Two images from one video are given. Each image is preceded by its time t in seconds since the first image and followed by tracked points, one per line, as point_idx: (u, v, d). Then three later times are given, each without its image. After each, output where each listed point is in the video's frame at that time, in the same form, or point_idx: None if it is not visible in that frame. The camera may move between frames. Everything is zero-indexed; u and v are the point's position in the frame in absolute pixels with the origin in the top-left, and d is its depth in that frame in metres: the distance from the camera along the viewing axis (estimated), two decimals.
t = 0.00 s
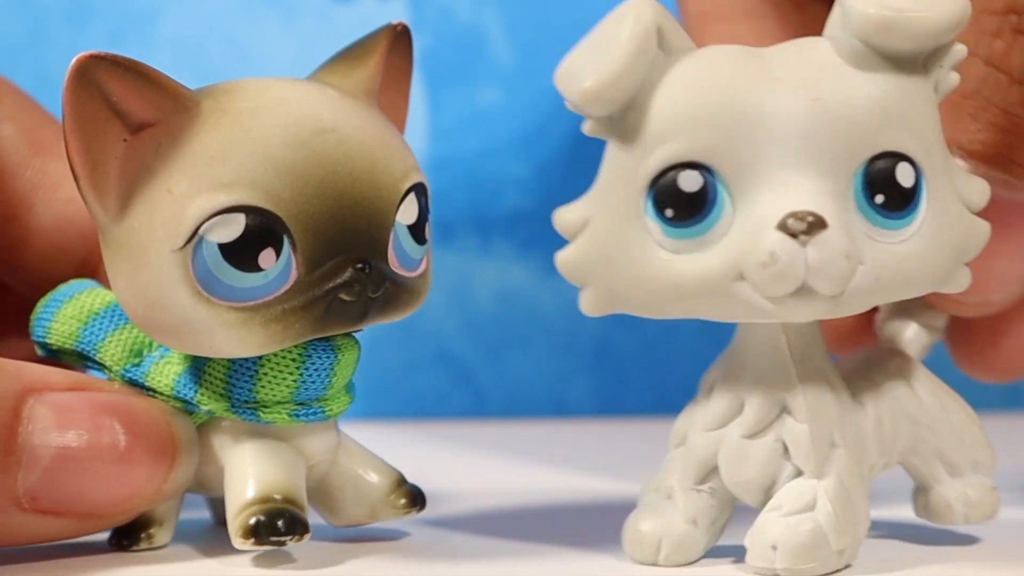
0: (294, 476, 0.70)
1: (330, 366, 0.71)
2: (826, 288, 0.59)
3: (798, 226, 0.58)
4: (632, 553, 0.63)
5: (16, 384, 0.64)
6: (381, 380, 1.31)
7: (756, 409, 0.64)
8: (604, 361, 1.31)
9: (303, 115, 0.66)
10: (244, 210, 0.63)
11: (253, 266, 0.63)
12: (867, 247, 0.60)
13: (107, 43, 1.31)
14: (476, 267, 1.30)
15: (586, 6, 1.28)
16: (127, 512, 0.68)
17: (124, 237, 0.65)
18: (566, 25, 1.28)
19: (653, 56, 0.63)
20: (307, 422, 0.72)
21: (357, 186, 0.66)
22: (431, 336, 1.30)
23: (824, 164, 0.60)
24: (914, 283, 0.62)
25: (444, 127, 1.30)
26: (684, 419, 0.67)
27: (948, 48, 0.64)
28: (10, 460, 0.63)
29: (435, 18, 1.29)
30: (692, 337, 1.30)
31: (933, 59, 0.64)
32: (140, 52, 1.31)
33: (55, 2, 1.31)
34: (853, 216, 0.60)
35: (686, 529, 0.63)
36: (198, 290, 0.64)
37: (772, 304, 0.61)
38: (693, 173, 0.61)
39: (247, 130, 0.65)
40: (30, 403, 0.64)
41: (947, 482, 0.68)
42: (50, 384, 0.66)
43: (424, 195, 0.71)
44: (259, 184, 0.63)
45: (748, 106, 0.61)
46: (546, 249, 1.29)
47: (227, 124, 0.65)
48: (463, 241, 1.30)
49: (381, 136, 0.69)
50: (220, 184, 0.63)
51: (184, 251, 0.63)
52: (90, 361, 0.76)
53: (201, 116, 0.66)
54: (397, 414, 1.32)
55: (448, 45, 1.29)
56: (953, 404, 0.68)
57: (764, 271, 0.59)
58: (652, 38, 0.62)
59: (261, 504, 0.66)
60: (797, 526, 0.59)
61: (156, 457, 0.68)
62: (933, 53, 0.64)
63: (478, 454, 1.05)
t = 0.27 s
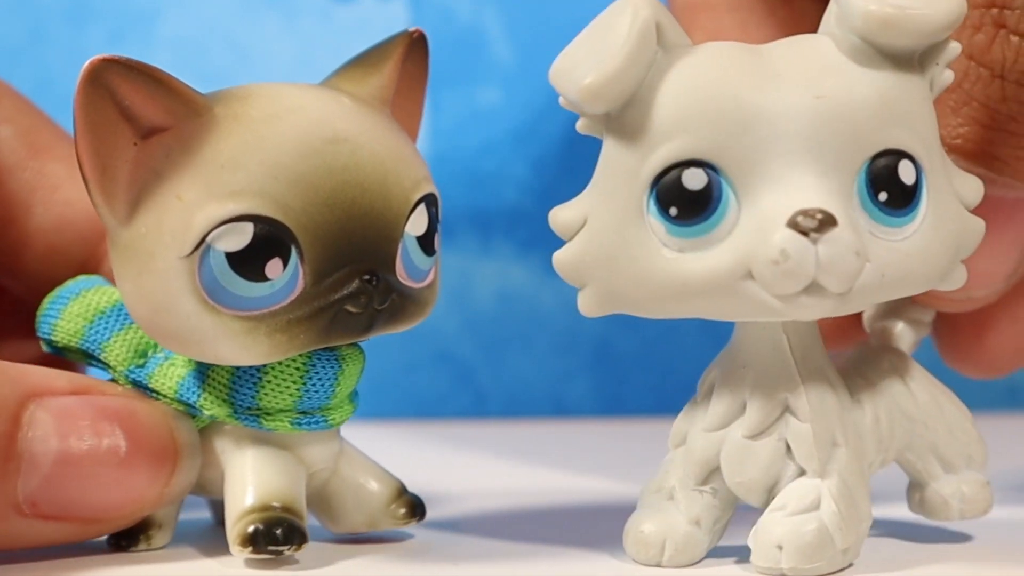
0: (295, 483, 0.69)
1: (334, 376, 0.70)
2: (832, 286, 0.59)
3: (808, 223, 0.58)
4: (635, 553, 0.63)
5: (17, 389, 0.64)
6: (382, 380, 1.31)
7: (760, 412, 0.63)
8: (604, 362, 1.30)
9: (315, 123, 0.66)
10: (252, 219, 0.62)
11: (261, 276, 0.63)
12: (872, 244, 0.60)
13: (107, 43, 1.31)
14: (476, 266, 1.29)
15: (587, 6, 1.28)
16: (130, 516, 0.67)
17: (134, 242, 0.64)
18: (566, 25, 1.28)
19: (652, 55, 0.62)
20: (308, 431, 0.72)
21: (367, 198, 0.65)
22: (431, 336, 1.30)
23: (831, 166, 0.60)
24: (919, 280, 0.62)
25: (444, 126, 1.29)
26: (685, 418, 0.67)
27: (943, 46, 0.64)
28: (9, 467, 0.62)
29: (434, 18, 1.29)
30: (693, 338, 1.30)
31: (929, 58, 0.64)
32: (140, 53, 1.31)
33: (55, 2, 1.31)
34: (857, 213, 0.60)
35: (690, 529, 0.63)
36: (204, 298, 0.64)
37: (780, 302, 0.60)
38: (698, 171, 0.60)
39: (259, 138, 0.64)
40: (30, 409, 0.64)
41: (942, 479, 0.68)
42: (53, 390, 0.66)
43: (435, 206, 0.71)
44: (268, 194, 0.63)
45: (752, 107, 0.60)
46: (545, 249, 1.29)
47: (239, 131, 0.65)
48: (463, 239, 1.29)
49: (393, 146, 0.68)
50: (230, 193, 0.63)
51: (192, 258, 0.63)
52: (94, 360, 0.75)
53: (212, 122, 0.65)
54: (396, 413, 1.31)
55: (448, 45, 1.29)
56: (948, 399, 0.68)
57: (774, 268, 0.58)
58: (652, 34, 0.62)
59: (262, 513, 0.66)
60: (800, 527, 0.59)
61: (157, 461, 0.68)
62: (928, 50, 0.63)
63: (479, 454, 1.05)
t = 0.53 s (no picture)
0: (302, 492, 0.71)
1: (346, 386, 0.72)
2: (819, 279, 0.59)
3: (790, 213, 0.58)
4: (631, 554, 0.65)
5: (13, 403, 0.64)
6: (383, 379, 1.33)
7: (758, 409, 0.64)
8: (604, 362, 1.32)
9: (337, 135, 0.67)
10: (275, 230, 0.64)
11: (280, 286, 0.65)
12: (865, 243, 0.60)
13: (107, 44, 1.32)
14: (476, 268, 1.31)
15: (588, 6, 1.29)
16: (127, 527, 0.67)
17: (153, 248, 0.66)
18: (565, 26, 1.29)
19: (664, 58, 0.65)
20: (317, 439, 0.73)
21: (386, 211, 0.67)
22: (431, 338, 1.32)
23: (830, 163, 0.60)
24: (921, 287, 0.61)
25: (445, 126, 1.31)
26: (691, 423, 0.68)
27: (958, 59, 0.64)
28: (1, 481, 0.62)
29: (434, 18, 1.30)
30: (691, 337, 1.31)
31: (942, 69, 0.64)
32: (140, 52, 1.32)
33: (55, 2, 1.32)
34: (853, 213, 0.60)
35: (684, 531, 0.64)
36: (223, 306, 0.65)
37: (768, 294, 0.60)
38: (695, 166, 0.61)
39: (286, 149, 0.66)
40: (26, 422, 0.64)
41: (962, 505, 0.66)
42: (55, 400, 0.66)
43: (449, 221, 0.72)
44: (291, 206, 0.64)
45: (743, 109, 0.61)
46: (547, 248, 1.31)
47: (263, 142, 0.66)
48: (465, 239, 1.31)
49: (411, 156, 0.70)
50: (252, 204, 0.64)
51: (212, 267, 0.64)
52: (97, 358, 0.76)
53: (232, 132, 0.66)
54: (396, 414, 1.33)
55: (448, 45, 1.31)
56: (966, 423, 0.68)
57: (758, 258, 0.59)
58: (662, 40, 0.64)
59: (268, 522, 0.67)
60: (793, 529, 0.60)
61: (152, 475, 0.66)
62: (942, 62, 0.64)
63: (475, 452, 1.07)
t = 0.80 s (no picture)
0: (302, 492, 0.70)
1: (345, 386, 0.72)
2: (826, 277, 0.59)
3: (800, 208, 0.58)
4: (633, 547, 0.64)
5: (11, 411, 0.64)
6: (384, 378, 1.32)
7: (764, 406, 0.64)
8: (604, 362, 1.32)
9: (337, 135, 0.67)
10: (276, 229, 0.64)
11: (280, 286, 0.65)
12: (875, 242, 0.59)
13: (107, 44, 1.32)
14: (476, 267, 1.31)
15: (588, 7, 1.29)
16: (125, 536, 0.66)
17: (153, 247, 0.66)
18: (566, 26, 1.29)
19: (683, 56, 0.65)
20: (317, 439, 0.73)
21: (387, 211, 0.66)
22: (431, 337, 1.31)
23: (831, 163, 0.60)
24: (929, 290, 0.61)
25: (445, 126, 1.31)
26: (697, 420, 0.68)
27: (978, 66, 0.64)
28: None
29: (435, 17, 1.30)
30: (692, 336, 1.31)
31: (962, 76, 0.64)
32: (140, 52, 1.32)
33: (55, 2, 1.32)
34: (864, 213, 0.60)
35: (685, 526, 0.64)
36: (223, 307, 0.65)
37: (775, 290, 0.60)
38: (709, 161, 0.61)
39: (285, 149, 0.66)
40: (24, 430, 0.64)
41: (966, 513, 0.66)
42: (54, 412, 0.66)
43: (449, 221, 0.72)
44: (291, 205, 0.64)
45: (747, 111, 0.61)
46: (548, 248, 1.30)
47: (263, 141, 0.66)
48: (464, 239, 1.31)
49: (411, 156, 0.70)
50: (252, 204, 0.64)
51: (212, 267, 0.64)
52: (97, 358, 0.76)
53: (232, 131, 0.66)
54: (397, 412, 1.33)
55: (448, 45, 1.30)
56: (973, 431, 0.67)
57: (767, 252, 0.58)
58: (682, 35, 0.64)
59: (269, 522, 0.67)
60: (794, 528, 0.60)
61: (150, 484, 0.66)
62: (961, 67, 0.64)
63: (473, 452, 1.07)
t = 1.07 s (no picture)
0: (302, 492, 0.70)
1: (345, 386, 0.72)
2: (824, 277, 0.58)
3: (797, 208, 0.58)
4: (634, 547, 0.64)
5: (13, 414, 0.64)
6: (384, 377, 1.32)
7: (764, 406, 0.63)
8: (604, 362, 1.32)
9: (337, 135, 0.67)
10: (276, 229, 0.64)
11: (280, 286, 0.64)
12: (874, 242, 0.59)
13: (107, 44, 1.32)
14: (477, 267, 1.31)
15: (588, 6, 1.29)
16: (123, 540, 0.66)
17: (153, 247, 0.66)
18: (565, 26, 1.29)
19: (684, 56, 0.64)
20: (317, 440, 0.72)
21: (387, 210, 0.66)
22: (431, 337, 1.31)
23: (833, 163, 0.59)
24: (929, 291, 0.61)
25: (444, 126, 1.30)
26: (697, 420, 0.67)
27: (978, 66, 0.63)
28: None
29: (435, 18, 1.30)
30: (692, 337, 1.31)
31: (962, 75, 0.64)
32: (140, 53, 1.32)
33: (55, 2, 1.32)
34: (863, 214, 0.60)
35: (686, 526, 0.64)
36: (223, 307, 0.65)
37: (772, 290, 0.60)
38: (708, 161, 0.61)
39: (285, 149, 0.65)
40: (24, 433, 0.64)
41: (968, 513, 0.65)
42: (56, 415, 0.66)
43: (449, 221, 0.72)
44: (291, 206, 0.64)
45: (749, 112, 0.61)
46: (547, 248, 1.30)
47: (264, 142, 0.66)
48: (464, 239, 1.31)
49: (411, 156, 0.69)
50: (252, 204, 0.64)
51: (212, 267, 0.64)
52: (97, 359, 0.76)
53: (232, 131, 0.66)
54: (397, 412, 1.33)
55: (447, 45, 1.30)
56: (976, 432, 0.67)
57: (764, 252, 0.58)
58: (683, 35, 0.64)
59: (268, 522, 0.66)
60: (793, 527, 0.59)
61: (149, 489, 0.66)
62: (961, 67, 0.63)
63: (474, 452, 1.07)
